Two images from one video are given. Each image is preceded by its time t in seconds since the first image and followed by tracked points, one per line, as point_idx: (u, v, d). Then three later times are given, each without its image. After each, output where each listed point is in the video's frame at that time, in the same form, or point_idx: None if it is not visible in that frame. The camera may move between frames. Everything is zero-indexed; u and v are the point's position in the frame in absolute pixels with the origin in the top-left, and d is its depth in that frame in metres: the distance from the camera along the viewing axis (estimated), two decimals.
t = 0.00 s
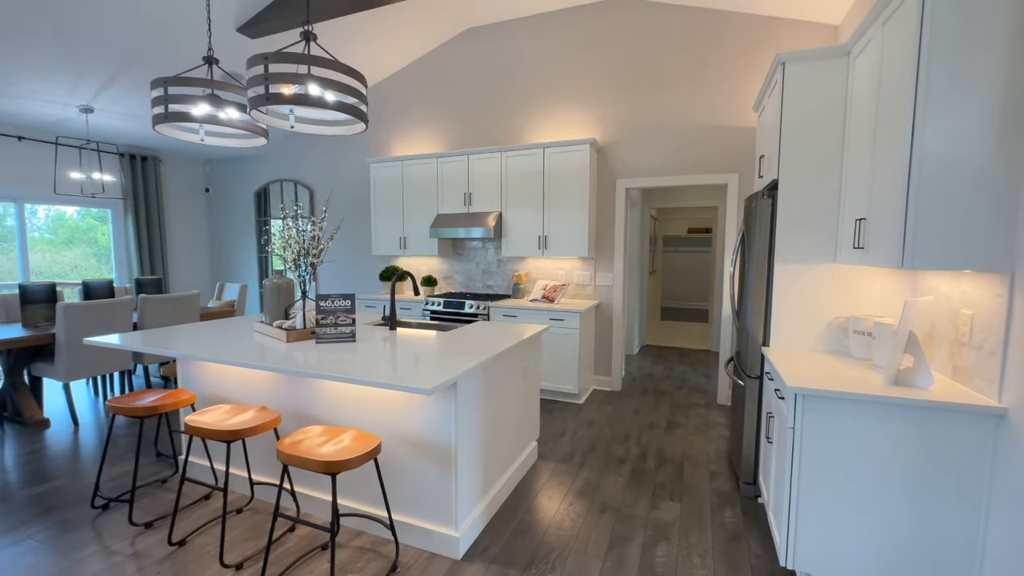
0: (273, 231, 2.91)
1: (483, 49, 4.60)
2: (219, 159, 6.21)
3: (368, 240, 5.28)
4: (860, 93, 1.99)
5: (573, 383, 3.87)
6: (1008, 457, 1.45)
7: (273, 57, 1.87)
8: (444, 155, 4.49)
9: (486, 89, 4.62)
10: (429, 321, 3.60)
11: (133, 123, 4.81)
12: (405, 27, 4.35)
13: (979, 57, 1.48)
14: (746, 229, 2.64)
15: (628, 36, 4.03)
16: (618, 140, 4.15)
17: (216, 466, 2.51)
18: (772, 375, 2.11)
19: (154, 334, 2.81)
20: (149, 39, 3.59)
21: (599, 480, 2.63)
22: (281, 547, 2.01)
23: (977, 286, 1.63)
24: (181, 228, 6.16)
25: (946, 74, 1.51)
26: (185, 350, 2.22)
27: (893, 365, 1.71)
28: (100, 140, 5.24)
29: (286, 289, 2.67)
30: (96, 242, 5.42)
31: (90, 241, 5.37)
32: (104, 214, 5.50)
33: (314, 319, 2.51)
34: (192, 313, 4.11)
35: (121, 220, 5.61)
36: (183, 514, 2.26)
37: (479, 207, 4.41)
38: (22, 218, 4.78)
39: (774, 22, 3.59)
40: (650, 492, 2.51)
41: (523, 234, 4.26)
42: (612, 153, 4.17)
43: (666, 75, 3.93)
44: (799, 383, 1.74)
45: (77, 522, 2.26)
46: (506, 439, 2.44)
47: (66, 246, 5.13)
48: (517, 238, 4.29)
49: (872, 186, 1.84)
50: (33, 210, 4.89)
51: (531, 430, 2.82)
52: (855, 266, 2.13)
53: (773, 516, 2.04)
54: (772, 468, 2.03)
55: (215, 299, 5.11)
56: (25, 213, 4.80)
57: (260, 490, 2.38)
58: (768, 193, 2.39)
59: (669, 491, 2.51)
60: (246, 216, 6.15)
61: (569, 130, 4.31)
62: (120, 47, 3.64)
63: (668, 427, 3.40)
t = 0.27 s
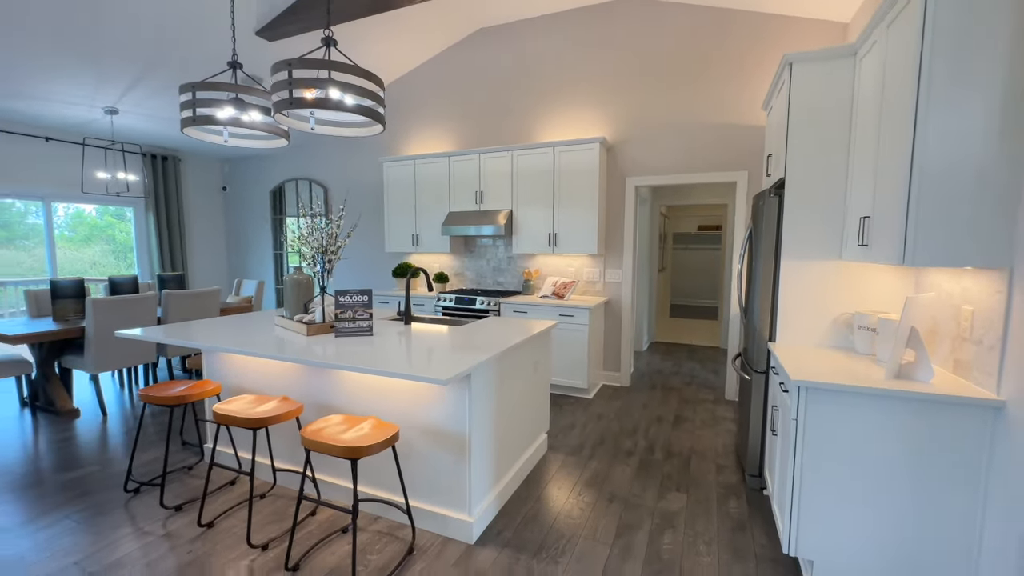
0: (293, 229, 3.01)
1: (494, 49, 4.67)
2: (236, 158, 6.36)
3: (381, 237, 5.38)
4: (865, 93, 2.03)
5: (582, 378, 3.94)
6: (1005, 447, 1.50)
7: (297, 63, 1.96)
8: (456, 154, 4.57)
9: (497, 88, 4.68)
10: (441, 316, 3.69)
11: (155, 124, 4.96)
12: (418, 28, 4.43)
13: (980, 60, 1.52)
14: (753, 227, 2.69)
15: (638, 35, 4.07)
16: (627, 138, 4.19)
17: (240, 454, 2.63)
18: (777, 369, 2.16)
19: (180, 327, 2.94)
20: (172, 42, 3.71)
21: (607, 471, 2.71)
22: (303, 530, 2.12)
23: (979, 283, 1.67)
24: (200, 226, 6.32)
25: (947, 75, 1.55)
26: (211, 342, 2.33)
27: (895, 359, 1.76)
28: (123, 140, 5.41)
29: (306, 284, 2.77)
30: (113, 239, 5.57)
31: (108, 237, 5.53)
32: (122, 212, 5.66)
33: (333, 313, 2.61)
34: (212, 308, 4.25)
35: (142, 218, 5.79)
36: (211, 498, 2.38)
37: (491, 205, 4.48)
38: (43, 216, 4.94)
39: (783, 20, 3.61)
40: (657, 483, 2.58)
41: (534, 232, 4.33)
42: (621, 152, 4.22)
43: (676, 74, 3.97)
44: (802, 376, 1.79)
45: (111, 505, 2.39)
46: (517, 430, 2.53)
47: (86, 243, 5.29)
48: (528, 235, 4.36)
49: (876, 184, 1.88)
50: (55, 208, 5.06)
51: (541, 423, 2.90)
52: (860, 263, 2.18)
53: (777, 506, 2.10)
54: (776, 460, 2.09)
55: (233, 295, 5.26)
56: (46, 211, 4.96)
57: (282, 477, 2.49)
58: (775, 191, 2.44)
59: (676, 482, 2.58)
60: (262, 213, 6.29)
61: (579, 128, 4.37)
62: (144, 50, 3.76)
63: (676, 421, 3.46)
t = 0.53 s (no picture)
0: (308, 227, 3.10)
1: (503, 49, 4.73)
2: (249, 157, 6.48)
3: (391, 235, 5.48)
4: (866, 95, 2.08)
5: (589, 373, 4.01)
6: (996, 437, 1.55)
7: (315, 68, 2.04)
8: (465, 153, 4.65)
9: (505, 88, 4.75)
10: (451, 312, 3.78)
11: (171, 124, 5.08)
12: (427, 28, 4.51)
13: (974, 64, 1.58)
14: (757, 225, 2.74)
15: (645, 35, 4.12)
16: (634, 137, 4.25)
17: (259, 444, 2.74)
18: (778, 364, 2.23)
19: (200, 322, 3.05)
20: (190, 45, 3.82)
21: (613, 463, 2.78)
22: (320, 515, 2.22)
23: (974, 279, 1.73)
24: (213, 224, 6.46)
25: (941, 79, 1.61)
26: (232, 335, 2.44)
27: (891, 353, 1.82)
28: (141, 141, 5.55)
29: (321, 281, 2.87)
30: (126, 237, 5.67)
31: (121, 235, 5.62)
32: (134, 210, 5.74)
33: (348, 308, 2.70)
34: (228, 303, 4.37)
35: (158, 216, 5.93)
36: (232, 485, 2.49)
37: (499, 203, 4.56)
38: (56, 213, 5.04)
39: (789, 20, 3.64)
40: (661, 474, 2.65)
41: (541, 229, 4.40)
42: (628, 150, 4.28)
43: (681, 73, 4.01)
44: (801, 369, 1.86)
45: (137, 491, 2.50)
46: (525, 422, 2.61)
47: (99, 240, 5.40)
48: (535, 233, 4.43)
49: (875, 184, 1.94)
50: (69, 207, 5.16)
51: (548, 416, 2.98)
52: (860, 260, 2.23)
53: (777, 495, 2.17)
54: (777, 451, 2.15)
55: (247, 291, 5.38)
56: (58, 209, 5.06)
57: (300, 466, 2.60)
58: (778, 190, 2.50)
59: (679, 473, 2.65)
60: (274, 211, 6.41)
61: (586, 128, 4.43)
62: (163, 53, 3.87)
63: (681, 416, 3.53)
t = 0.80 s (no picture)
0: (316, 223, 3.16)
1: (507, 47, 4.77)
2: (256, 155, 6.55)
3: (396, 232, 5.54)
4: (864, 93, 2.12)
5: (591, 368, 4.06)
6: (988, 427, 1.60)
7: (325, 68, 2.09)
8: (469, 150, 4.69)
9: (510, 86, 4.79)
10: (455, 308, 3.84)
11: (180, 123, 5.16)
12: (433, 27, 4.55)
13: (969, 63, 1.61)
14: (758, 222, 2.78)
15: (648, 33, 4.15)
16: (637, 135, 4.28)
17: (269, 435, 2.81)
18: (776, 357, 2.27)
19: (211, 316, 3.12)
20: (199, 44, 3.88)
21: (614, 455, 2.84)
22: (330, 503, 2.28)
23: (968, 274, 1.76)
24: (221, 221, 6.54)
25: (937, 78, 1.65)
26: (243, 328, 2.50)
27: (887, 347, 1.86)
28: (151, 139, 5.63)
29: (329, 276, 2.93)
30: (133, 234, 5.73)
31: (128, 232, 5.68)
32: (140, 207, 5.79)
33: (355, 303, 2.76)
34: (237, 299, 4.44)
35: (167, 213, 6.01)
36: (244, 475, 2.56)
37: (503, 201, 4.61)
38: (63, 211, 5.10)
39: (792, 18, 3.67)
40: (662, 466, 2.70)
41: (545, 226, 4.45)
42: (631, 148, 4.32)
43: (684, 71, 4.04)
44: (798, 362, 1.91)
45: (152, 480, 2.58)
46: (528, 414, 2.67)
47: (107, 237, 5.47)
48: (539, 230, 4.48)
49: (872, 181, 1.98)
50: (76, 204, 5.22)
51: (551, 409, 3.04)
52: (858, 256, 2.27)
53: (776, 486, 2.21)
54: (775, 442, 2.20)
55: (255, 287, 5.46)
56: (65, 206, 5.11)
57: (309, 457, 2.67)
58: (778, 187, 2.54)
59: (680, 465, 2.70)
60: (280, 208, 6.48)
61: (589, 125, 4.47)
62: (174, 52, 3.94)
63: (682, 410, 3.58)
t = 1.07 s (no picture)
0: (321, 220, 3.20)
1: (509, 45, 4.79)
2: (259, 152, 6.59)
3: (399, 229, 5.58)
4: (863, 92, 2.14)
5: (593, 364, 4.10)
6: (982, 420, 1.63)
7: (331, 68, 2.13)
8: (472, 148, 4.72)
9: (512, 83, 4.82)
10: (458, 304, 3.88)
11: (185, 120, 5.20)
12: (435, 24, 4.58)
13: (966, 63, 1.64)
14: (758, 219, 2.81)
15: (650, 31, 4.16)
16: (639, 132, 4.30)
17: (276, 429, 2.86)
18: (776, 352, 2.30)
19: (217, 312, 3.16)
20: (205, 42, 3.92)
21: (615, 448, 2.88)
22: (336, 495, 2.33)
23: (964, 270, 1.79)
24: (225, 218, 6.58)
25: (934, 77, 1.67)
26: (250, 323, 2.55)
27: (884, 342, 1.90)
28: (156, 136, 5.67)
29: (334, 272, 2.97)
30: (136, 231, 5.76)
31: (131, 229, 5.71)
32: (143, 204, 5.80)
33: (360, 299, 2.80)
34: (242, 295, 4.49)
35: (171, 210, 6.05)
36: (251, 468, 2.61)
37: (505, 198, 4.64)
38: (66, 208, 5.13)
39: (793, 15, 3.68)
40: (662, 459, 2.74)
41: (547, 223, 4.48)
42: (633, 145, 4.34)
43: (686, 69, 4.06)
44: (797, 356, 1.94)
45: (162, 472, 2.63)
46: (530, 408, 2.71)
47: (110, 234, 5.51)
48: (541, 227, 4.51)
49: (871, 179, 2.01)
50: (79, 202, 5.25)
51: (553, 404, 3.08)
52: (857, 252, 2.30)
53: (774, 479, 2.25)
54: (774, 436, 2.24)
55: (259, 284, 5.50)
56: (68, 204, 5.14)
57: (315, 450, 2.71)
58: (778, 184, 2.57)
59: (680, 459, 2.74)
60: (284, 206, 6.51)
61: (591, 123, 4.49)
62: (179, 50, 3.97)
63: (683, 405, 3.62)
